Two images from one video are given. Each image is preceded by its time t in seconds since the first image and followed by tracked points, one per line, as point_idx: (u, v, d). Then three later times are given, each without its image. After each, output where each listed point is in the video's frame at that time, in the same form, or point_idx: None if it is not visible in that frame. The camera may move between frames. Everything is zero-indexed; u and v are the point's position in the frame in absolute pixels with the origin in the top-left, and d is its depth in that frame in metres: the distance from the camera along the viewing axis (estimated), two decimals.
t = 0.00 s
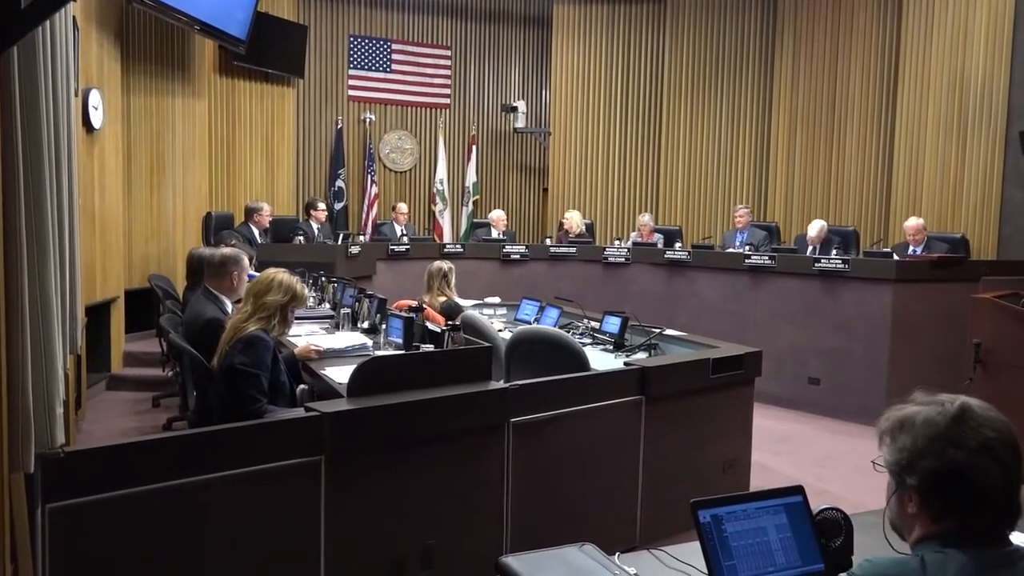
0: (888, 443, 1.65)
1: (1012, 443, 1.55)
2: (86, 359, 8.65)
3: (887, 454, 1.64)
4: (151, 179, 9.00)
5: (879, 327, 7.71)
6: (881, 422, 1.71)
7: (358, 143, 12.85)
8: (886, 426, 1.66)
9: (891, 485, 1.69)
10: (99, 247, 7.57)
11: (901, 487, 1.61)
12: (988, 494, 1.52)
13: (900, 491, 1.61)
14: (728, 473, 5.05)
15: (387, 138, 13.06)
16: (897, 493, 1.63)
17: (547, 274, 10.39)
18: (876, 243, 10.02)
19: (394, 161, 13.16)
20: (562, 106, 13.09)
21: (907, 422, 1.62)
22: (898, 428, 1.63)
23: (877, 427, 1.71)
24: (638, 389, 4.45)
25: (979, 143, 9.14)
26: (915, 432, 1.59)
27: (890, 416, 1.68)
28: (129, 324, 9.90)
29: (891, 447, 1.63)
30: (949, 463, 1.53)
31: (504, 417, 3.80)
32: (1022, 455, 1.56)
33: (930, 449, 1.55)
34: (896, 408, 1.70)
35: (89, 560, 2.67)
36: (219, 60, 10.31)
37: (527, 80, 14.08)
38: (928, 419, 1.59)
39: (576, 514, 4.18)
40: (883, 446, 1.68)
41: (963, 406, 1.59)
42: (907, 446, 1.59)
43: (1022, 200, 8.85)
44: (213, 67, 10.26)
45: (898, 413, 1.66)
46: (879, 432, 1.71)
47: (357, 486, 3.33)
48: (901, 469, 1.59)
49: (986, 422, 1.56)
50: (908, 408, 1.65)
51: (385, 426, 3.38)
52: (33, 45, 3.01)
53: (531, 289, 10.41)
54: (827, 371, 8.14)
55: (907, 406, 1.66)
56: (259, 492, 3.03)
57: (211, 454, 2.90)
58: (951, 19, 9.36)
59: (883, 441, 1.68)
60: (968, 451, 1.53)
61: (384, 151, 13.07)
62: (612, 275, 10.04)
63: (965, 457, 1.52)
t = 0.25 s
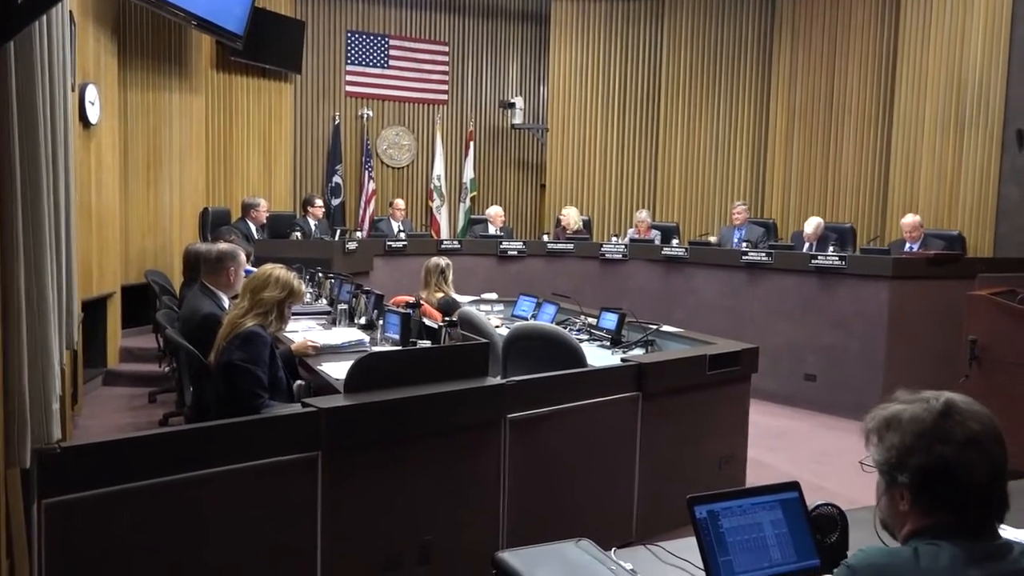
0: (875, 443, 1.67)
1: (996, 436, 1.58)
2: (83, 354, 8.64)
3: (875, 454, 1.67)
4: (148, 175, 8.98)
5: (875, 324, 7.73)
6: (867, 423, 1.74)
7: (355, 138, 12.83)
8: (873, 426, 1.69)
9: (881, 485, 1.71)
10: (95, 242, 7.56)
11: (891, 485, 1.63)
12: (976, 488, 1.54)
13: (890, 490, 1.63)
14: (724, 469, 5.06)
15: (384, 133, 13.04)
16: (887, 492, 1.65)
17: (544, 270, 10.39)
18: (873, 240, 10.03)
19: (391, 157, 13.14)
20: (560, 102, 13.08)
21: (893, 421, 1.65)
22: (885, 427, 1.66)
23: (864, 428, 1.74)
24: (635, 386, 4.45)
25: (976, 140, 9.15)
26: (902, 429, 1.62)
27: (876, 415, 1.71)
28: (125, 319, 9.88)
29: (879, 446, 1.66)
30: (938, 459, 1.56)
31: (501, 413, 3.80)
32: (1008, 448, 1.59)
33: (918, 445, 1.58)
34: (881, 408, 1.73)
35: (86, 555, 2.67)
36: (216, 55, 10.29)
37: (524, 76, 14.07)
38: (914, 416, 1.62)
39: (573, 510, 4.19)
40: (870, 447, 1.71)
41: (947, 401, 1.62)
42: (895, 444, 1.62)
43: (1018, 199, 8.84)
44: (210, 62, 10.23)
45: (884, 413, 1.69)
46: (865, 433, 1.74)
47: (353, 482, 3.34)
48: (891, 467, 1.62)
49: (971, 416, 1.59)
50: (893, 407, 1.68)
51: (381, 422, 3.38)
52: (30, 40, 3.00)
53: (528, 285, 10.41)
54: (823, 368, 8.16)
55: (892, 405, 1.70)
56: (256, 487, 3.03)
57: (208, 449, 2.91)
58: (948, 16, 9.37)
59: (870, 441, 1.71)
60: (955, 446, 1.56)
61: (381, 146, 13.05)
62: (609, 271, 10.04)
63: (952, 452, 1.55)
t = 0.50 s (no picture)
0: (864, 442, 1.68)
1: (982, 430, 1.60)
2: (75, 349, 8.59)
3: (865, 454, 1.67)
4: (141, 169, 8.95)
5: (868, 321, 7.75)
6: (855, 423, 1.75)
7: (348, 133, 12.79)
8: (861, 426, 1.70)
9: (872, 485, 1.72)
10: (87, 237, 7.52)
11: (882, 483, 1.63)
12: (966, 482, 1.55)
13: (882, 488, 1.64)
14: (717, 465, 5.07)
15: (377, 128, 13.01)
16: (878, 491, 1.66)
17: (538, 266, 10.38)
18: (866, 236, 10.06)
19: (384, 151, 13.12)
20: (554, 97, 13.07)
21: (880, 420, 1.66)
22: (872, 426, 1.67)
23: (852, 429, 1.75)
24: (628, 382, 4.45)
25: (969, 137, 9.18)
26: (890, 426, 1.63)
27: (863, 415, 1.73)
28: (118, 315, 9.85)
29: (868, 446, 1.67)
30: (927, 454, 1.57)
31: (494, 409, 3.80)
32: (994, 443, 1.61)
33: (906, 441, 1.59)
34: (867, 408, 1.75)
35: (78, 552, 2.66)
36: (209, 49, 10.25)
37: (518, 71, 14.05)
38: (901, 412, 1.63)
39: (566, 506, 4.19)
40: (859, 448, 1.72)
41: (932, 398, 1.64)
42: (883, 442, 1.63)
43: (1010, 195, 8.90)
44: (202, 56, 10.19)
45: (871, 412, 1.71)
46: (853, 434, 1.75)
47: (347, 478, 3.33)
48: (881, 465, 1.62)
49: (956, 410, 1.61)
50: (878, 406, 1.69)
51: (374, 418, 3.38)
52: (20, 33, 2.97)
53: (522, 281, 10.40)
54: (816, 364, 8.18)
55: (878, 404, 1.71)
56: (248, 484, 3.03)
57: (201, 446, 2.90)
58: (941, 12, 9.39)
59: (859, 441, 1.72)
60: (943, 440, 1.57)
61: (374, 141, 13.02)
62: (603, 267, 10.04)
63: (941, 446, 1.56)
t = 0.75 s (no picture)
0: (860, 448, 1.69)
1: (973, 426, 1.59)
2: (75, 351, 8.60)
3: (862, 459, 1.68)
4: (141, 171, 8.96)
5: (868, 322, 7.74)
6: (852, 430, 1.76)
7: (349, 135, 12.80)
8: (856, 432, 1.71)
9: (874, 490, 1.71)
10: (87, 239, 7.52)
11: (880, 486, 1.63)
12: (959, 481, 1.54)
13: (881, 492, 1.63)
14: (717, 467, 5.06)
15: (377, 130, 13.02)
16: (879, 494, 1.65)
17: (539, 268, 10.38)
18: (866, 238, 10.06)
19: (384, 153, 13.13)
20: (554, 99, 13.08)
21: (873, 424, 1.67)
22: (866, 430, 1.68)
23: (850, 436, 1.76)
24: (629, 383, 4.45)
25: (969, 138, 9.18)
26: (881, 429, 1.64)
27: (858, 421, 1.73)
28: (119, 316, 9.85)
29: (864, 451, 1.68)
30: (917, 453, 1.57)
31: (495, 411, 3.80)
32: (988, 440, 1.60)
33: (897, 442, 1.60)
34: (861, 414, 1.75)
35: (79, 554, 2.66)
36: (210, 51, 10.26)
37: (519, 73, 14.06)
38: (890, 414, 1.64)
39: (567, 508, 4.19)
40: (857, 454, 1.72)
41: (919, 397, 1.65)
42: (877, 445, 1.64)
43: (1011, 197, 8.89)
44: (203, 58, 10.20)
45: (864, 417, 1.71)
46: (852, 441, 1.75)
47: (347, 480, 3.33)
48: (876, 468, 1.63)
49: (945, 408, 1.62)
50: (870, 411, 1.70)
51: (375, 419, 3.38)
52: (21, 34, 2.98)
53: (522, 283, 10.40)
54: (817, 366, 8.18)
55: (871, 408, 1.72)
56: (249, 485, 3.03)
57: (202, 447, 2.90)
58: (941, 14, 9.40)
59: (856, 448, 1.73)
60: (931, 438, 1.57)
61: (375, 143, 13.03)
62: (603, 269, 10.04)
63: (930, 445, 1.56)
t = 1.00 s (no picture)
0: (862, 457, 1.69)
1: (969, 428, 1.58)
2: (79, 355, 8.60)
3: (864, 468, 1.68)
4: (145, 174, 8.97)
5: (872, 326, 7.73)
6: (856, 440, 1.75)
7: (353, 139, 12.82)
8: (857, 441, 1.71)
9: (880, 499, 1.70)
10: (91, 242, 7.53)
11: (882, 493, 1.63)
12: (959, 483, 1.54)
13: (884, 499, 1.63)
14: (720, 471, 5.05)
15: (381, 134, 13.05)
16: (881, 502, 1.65)
17: (542, 272, 10.38)
18: (869, 242, 10.04)
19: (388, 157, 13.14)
20: (557, 103, 13.08)
21: (872, 431, 1.67)
22: (867, 438, 1.68)
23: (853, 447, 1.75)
24: (632, 387, 4.45)
25: (973, 143, 9.17)
26: (880, 436, 1.64)
27: (859, 431, 1.73)
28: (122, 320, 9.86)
29: (865, 459, 1.67)
30: (913, 458, 1.56)
31: (498, 415, 3.79)
32: (986, 442, 1.59)
33: (895, 447, 1.60)
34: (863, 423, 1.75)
35: (82, 556, 2.66)
36: (214, 55, 10.28)
37: (522, 77, 14.07)
38: (887, 421, 1.64)
39: (570, 511, 4.18)
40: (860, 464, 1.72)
41: (915, 403, 1.65)
42: (876, 452, 1.63)
43: (1015, 201, 8.87)
44: (207, 62, 10.22)
45: (865, 426, 1.71)
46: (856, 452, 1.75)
47: (349, 483, 3.33)
48: (876, 474, 1.62)
49: (941, 412, 1.61)
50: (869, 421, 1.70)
51: (377, 423, 3.37)
52: (26, 38, 2.98)
53: (526, 287, 10.40)
54: (820, 370, 8.16)
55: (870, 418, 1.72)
56: (251, 488, 3.02)
57: (204, 450, 2.90)
58: (945, 19, 9.39)
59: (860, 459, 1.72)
60: (927, 441, 1.57)
61: (379, 147, 13.05)
62: (607, 273, 10.03)
63: (925, 448, 1.56)
